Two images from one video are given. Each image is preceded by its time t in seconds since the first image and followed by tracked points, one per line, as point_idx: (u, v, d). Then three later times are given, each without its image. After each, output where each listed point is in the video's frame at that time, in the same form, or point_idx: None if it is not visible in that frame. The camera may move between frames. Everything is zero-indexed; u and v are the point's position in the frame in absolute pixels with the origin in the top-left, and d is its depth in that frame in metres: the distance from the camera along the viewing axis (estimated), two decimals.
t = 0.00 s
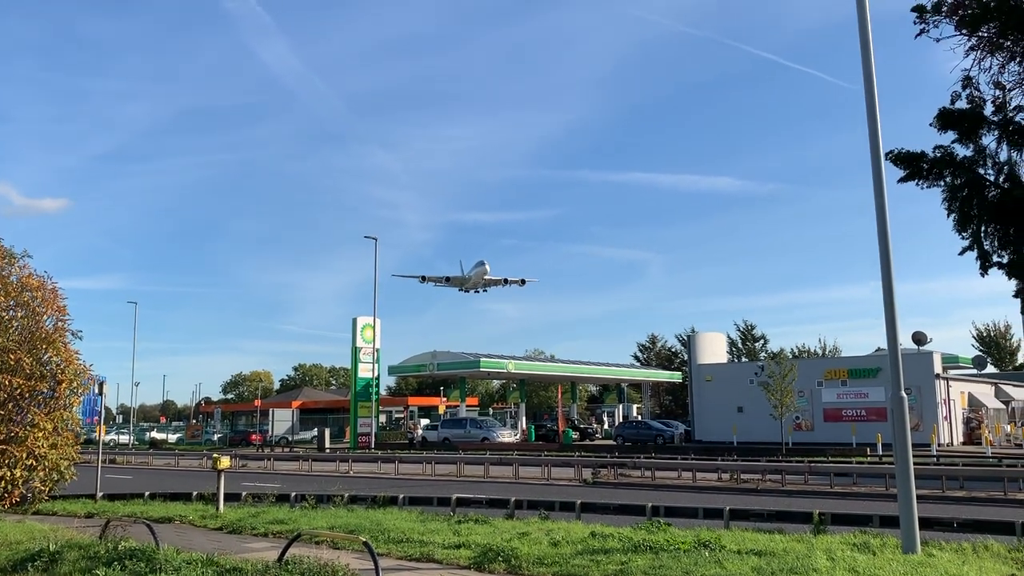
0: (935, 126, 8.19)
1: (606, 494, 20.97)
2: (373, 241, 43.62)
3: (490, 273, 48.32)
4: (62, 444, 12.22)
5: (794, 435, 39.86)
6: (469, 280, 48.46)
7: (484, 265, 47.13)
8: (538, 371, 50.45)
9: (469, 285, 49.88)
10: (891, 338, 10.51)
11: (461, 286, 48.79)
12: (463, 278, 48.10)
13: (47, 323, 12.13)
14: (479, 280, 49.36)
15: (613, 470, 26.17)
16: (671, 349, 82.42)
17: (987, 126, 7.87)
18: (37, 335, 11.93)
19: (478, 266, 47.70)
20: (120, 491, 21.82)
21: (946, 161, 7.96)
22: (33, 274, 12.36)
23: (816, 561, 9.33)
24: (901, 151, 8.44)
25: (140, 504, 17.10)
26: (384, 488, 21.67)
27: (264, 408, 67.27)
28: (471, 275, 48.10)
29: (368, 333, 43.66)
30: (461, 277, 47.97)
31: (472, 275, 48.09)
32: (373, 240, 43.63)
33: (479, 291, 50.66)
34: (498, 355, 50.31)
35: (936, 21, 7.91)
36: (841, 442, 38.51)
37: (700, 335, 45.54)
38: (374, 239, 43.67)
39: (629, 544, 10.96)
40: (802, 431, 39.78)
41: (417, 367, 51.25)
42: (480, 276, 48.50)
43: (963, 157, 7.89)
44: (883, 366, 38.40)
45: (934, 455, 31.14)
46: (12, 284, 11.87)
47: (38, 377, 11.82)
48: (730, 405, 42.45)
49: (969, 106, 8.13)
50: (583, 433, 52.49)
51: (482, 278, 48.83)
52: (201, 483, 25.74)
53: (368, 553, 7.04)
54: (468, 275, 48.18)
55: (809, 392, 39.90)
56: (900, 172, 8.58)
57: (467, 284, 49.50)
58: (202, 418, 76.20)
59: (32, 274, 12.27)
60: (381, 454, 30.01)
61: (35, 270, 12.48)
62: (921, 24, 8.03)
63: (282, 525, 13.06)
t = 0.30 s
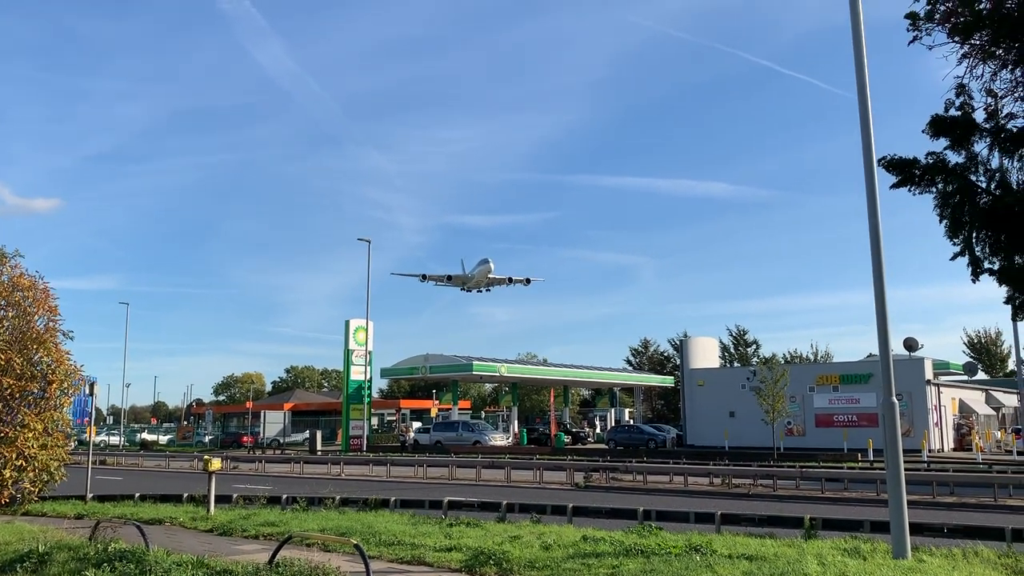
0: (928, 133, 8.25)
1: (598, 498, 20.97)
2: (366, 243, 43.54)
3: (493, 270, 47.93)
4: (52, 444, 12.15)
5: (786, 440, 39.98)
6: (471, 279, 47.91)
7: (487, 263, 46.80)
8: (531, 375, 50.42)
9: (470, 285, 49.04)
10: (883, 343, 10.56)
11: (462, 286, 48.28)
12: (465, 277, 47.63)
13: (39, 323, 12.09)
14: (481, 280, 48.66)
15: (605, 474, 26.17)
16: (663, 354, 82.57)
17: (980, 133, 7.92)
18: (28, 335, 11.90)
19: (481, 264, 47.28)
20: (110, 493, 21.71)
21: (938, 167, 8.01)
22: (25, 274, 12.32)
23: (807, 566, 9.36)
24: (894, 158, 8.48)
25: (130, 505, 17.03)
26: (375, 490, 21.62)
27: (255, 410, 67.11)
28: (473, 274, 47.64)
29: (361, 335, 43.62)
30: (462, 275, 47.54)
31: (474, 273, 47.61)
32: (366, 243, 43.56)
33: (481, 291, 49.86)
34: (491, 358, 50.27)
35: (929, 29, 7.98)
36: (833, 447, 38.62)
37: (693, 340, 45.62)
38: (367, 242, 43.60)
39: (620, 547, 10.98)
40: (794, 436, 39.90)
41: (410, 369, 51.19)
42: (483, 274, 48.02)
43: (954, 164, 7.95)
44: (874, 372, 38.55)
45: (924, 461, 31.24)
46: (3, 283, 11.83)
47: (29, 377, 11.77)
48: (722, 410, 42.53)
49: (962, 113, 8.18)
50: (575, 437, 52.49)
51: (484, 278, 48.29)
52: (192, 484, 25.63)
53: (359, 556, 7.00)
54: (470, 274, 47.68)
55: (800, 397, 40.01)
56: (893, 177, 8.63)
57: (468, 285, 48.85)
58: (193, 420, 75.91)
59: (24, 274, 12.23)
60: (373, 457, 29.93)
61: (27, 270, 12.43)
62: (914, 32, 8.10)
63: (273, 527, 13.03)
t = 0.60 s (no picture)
0: (923, 135, 8.26)
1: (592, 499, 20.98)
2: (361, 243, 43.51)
3: (500, 266, 47.85)
4: (45, 444, 12.13)
5: (780, 441, 40.06)
6: (477, 275, 47.73)
7: (495, 258, 46.71)
8: (526, 376, 50.41)
9: (476, 281, 48.93)
10: (877, 344, 10.59)
11: (468, 282, 48.13)
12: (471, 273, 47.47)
13: (32, 322, 12.04)
14: (488, 277, 48.48)
15: (600, 475, 26.19)
16: (658, 355, 82.69)
17: (974, 135, 7.92)
18: (22, 335, 11.85)
19: (488, 260, 47.18)
20: (103, 493, 21.63)
21: (932, 170, 8.01)
22: (19, 274, 12.26)
23: (801, 567, 9.39)
24: (889, 160, 8.48)
25: (124, 505, 16.99)
26: (370, 491, 21.56)
27: (250, 410, 67.00)
28: (480, 269, 47.49)
29: (356, 335, 43.59)
30: (467, 272, 47.41)
31: (481, 268, 47.48)
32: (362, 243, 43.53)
33: (487, 287, 49.75)
34: (486, 359, 50.24)
35: (924, 33, 8.00)
36: (827, 449, 38.71)
37: (688, 341, 45.69)
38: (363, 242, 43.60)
39: (614, 549, 10.99)
40: (788, 437, 39.97)
41: (405, 370, 51.15)
42: (490, 269, 47.88)
43: (949, 167, 7.95)
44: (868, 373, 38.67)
45: (917, 462, 31.34)
46: None
47: (23, 377, 11.73)
48: (717, 411, 42.60)
49: (956, 115, 8.19)
50: (570, 438, 52.50)
51: (491, 274, 48.13)
52: (185, 484, 25.56)
53: (354, 556, 7.00)
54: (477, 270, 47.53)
55: (795, 398, 40.08)
56: (887, 180, 8.65)
57: (474, 282, 48.62)
58: (187, 419, 75.83)
59: (18, 273, 12.18)
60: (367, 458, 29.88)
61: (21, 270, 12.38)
62: (909, 35, 8.11)
63: (267, 528, 13.01)
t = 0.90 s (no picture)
0: (916, 137, 8.30)
1: (587, 501, 20.98)
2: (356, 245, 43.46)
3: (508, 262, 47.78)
4: (39, 447, 12.08)
5: (774, 443, 40.14)
6: (484, 271, 47.65)
7: (503, 252, 46.69)
8: (521, 378, 50.39)
9: (483, 278, 48.86)
10: (870, 346, 10.61)
11: (474, 278, 48.01)
12: (477, 270, 47.38)
13: (26, 324, 12.00)
14: (495, 273, 48.40)
15: (595, 476, 26.18)
16: (653, 356, 82.83)
17: (968, 137, 7.97)
18: (16, 337, 11.80)
19: (495, 255, 47.11)
20: (96, 495, 21.56)
21: (925, 172, 8.03)
22: (12, 276, 12.22)
23: (794, 569, 9.43)
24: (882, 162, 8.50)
25: (118, 508, 16.95)
26: (365, 493, 21.52)
27: (244, 412, 66.87)
28: (487, 265, 47.42)
29: (351, 337, 43.42)
30: (473, 268, 47.33)
31: (489, 264, 47.42)
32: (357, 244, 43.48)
33: (495, 284, 49.72)
34: (481, 361, 50.20)
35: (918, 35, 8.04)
36: (821, 450, 38.81)
37: (682, 343, 45.74)
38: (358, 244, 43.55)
39: (609, 550, 10.99)
40: (783, 439, 40.04)
41: (400, 372, 51.12)
42: (498, 265, 47.79)
43: (942, 168, 7.98)
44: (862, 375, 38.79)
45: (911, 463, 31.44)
46: None
47: (16, 379, 11.69)
48: (712, 413, 42.65)
49: (950, 117, 8.24)
50: (565, 440, 52.53)
51: (498, 269, 48.04)
52: (179, 487, 25.50)
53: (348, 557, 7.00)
54: (484, 265, 47.45)
55: (789, 400, 40.15)
56: (880, 182, 8.67)
57: (481, 278, 48.50)
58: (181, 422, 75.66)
59: (12, 276, 12.14)
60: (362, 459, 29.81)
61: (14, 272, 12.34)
62: (902, 37, 8.15)
63: (261, 530, 12.98)
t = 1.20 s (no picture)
0: (906, 142, 8.26)
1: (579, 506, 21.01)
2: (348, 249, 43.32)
3: (515, 259, 47.64)
4: (28, 451, 12.02)
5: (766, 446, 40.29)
6: (490, 269, 47.47)
7: (510, 248, 46.55)
8: (514, 381, 50.36)
9: (488, 277, 48.72)
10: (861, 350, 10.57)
11: (480, 276, 47.76)
12: (483, 267, 47.25)
13: (16, 328, 11.91)
14: (502, 271, 48.24)
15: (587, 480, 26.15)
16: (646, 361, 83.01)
17: (957, 142, 7.96)
18: (6, 340, 11.71)
19: (502, 251, 46.98)
20: (87, 500, 21.44)
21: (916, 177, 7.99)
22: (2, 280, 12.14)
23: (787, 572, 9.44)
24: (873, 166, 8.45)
25: (109, 513, 16.87)
26: (357, 498, 21.47)
27: (236, 417, 66.67)
28: (494, 262, 47.32)
29: (343, 341, 43.46)
30: (479, 266, 47.17)
31: (496, 260, 47.29)
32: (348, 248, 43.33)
33: (501, 283, 49.65)
34: (474, 365, 50.15)
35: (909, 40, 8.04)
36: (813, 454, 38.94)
37: (675, 347, 45.80)
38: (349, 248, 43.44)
39: (601, 554, 11.00)
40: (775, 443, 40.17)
41: (393, 376, 51.08)
42: (504, 262, 47.64)
43: (933, 173, 7.94)
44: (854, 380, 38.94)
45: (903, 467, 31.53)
46: None
47: (6, 383, 11.61)
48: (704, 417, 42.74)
49: (940, 122, 8.23)
50: (557, 443, 52.59)
51: (505, 267, 47.88)
52: (169, 492, 25.36)
53: (339, 561, 6.97)
54: (491, 263, 47.30)
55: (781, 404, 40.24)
56: (871, 186, 8.64)
57: (487, 276, 48.33)
58: (172, 426, 75.39)
59: (2, 280, 12.05)
60: (354, 464, 29.75)
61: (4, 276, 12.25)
62: (893, 43, 8.15)
63: (253, 534, 12.93)
